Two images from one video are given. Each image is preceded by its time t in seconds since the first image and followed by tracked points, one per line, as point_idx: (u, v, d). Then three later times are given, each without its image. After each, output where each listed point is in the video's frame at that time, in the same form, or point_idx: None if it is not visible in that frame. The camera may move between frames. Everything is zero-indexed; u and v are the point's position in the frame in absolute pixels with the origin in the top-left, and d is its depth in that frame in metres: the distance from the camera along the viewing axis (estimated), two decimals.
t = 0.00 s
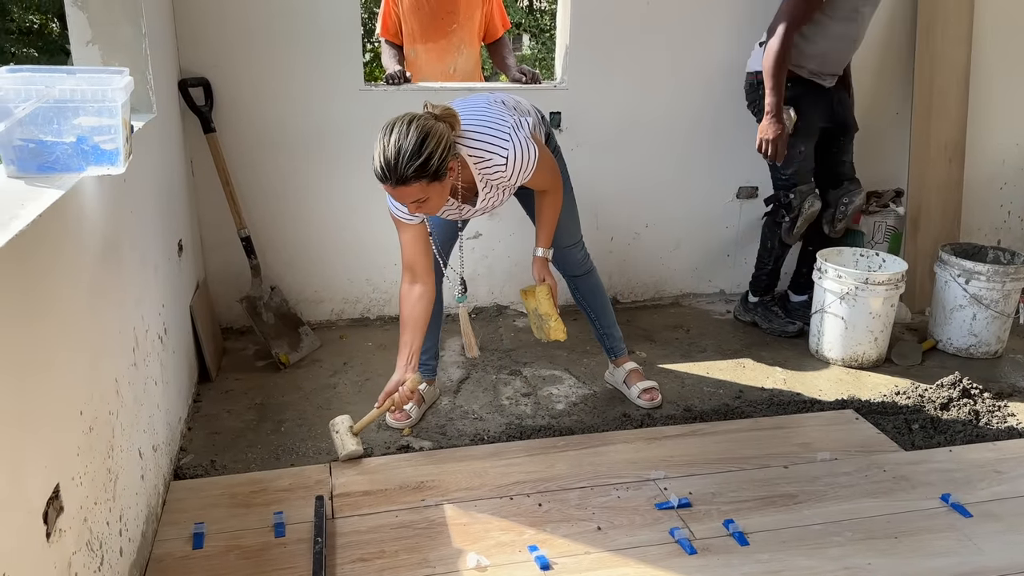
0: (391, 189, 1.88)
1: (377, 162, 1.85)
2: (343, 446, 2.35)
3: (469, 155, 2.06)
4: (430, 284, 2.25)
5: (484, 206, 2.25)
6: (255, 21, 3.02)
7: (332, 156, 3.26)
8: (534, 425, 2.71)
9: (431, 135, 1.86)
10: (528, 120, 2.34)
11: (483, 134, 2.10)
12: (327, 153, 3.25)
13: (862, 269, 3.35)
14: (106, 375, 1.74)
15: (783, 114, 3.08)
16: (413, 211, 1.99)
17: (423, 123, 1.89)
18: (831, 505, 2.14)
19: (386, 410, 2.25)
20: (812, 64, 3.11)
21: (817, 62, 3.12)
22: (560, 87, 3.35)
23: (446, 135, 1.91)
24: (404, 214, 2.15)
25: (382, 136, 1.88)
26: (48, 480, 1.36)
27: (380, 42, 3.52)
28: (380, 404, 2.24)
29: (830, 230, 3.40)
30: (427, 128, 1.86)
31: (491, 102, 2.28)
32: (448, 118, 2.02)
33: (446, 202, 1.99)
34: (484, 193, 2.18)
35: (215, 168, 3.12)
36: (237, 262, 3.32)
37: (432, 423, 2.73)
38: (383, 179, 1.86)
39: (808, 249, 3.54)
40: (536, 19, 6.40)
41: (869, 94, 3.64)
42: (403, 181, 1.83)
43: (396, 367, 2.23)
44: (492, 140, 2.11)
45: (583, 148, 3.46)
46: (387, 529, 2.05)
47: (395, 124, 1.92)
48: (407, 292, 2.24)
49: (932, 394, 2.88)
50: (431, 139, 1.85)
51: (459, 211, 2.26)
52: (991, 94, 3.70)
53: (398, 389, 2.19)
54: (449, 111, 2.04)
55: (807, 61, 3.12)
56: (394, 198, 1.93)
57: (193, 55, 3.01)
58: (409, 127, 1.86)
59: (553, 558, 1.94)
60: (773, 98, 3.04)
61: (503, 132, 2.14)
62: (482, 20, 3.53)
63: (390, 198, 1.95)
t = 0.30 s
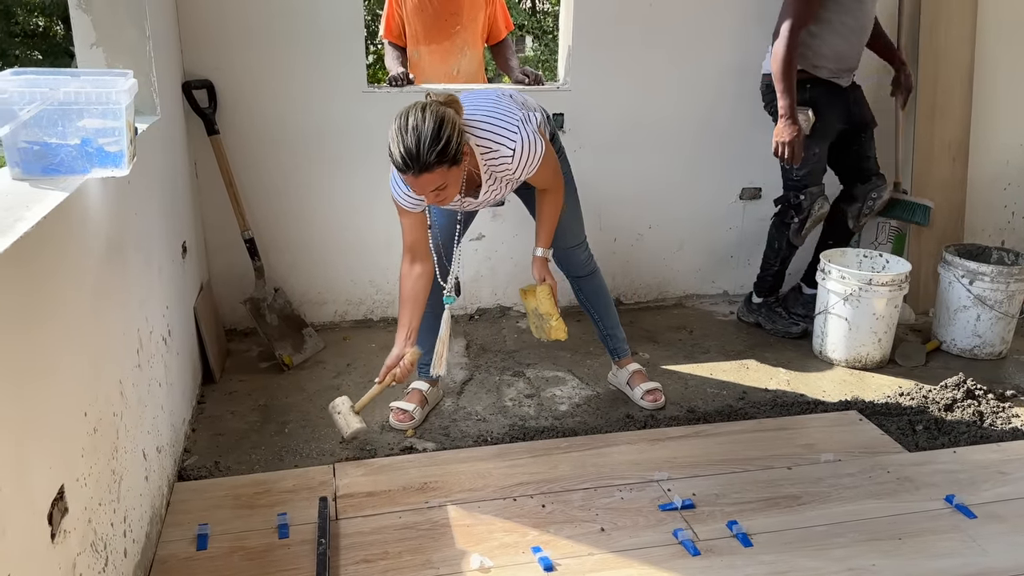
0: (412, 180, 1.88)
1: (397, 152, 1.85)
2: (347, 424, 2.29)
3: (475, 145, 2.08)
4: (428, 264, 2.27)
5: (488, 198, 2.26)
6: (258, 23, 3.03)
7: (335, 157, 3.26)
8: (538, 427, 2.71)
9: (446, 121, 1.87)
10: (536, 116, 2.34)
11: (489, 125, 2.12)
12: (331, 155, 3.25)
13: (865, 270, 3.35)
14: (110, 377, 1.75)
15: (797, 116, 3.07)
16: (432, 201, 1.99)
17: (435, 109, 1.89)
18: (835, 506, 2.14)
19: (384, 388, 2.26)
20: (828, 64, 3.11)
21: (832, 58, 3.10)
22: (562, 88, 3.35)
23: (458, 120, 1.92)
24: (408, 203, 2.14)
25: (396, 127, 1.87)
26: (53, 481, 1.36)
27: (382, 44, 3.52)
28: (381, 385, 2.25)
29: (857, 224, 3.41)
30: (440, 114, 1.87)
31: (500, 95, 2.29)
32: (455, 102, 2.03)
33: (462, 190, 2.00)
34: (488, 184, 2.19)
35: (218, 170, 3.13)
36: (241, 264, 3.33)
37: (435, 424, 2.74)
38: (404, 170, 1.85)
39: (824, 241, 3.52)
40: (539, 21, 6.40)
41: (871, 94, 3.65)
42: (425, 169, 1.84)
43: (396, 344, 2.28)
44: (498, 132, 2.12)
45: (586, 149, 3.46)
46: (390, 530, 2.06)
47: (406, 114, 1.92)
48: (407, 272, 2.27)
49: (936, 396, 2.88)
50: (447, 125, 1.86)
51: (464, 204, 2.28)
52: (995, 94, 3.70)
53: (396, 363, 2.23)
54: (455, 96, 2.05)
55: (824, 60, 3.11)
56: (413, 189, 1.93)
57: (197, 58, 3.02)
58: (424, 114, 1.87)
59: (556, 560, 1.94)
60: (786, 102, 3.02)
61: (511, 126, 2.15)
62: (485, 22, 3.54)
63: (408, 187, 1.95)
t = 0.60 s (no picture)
0: (447, 126, 1.88)
1: (432, 98, 1.85)
2: (363, 402, 2.35)
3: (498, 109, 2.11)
4: (438, 234, 2.30)
5: (505, 170, 2.30)
6: (261, 24, 3.04)
7: (336, 158, 3.26)
8: (541, 428, 2.71)
9: (479, 70, 1.91)
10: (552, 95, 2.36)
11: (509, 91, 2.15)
12: (334, 157, 3.26)
13: (868, 270, 3.34)
14: (113, 379, 1.75)
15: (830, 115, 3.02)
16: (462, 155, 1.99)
17: (466, 60, 1.93)
18: (839, 508, 2.14)
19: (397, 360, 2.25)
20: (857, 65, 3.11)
21: (860, 60, 3.11)
22: (565, 90, 3.36)
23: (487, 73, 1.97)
24: (421, 170, 2.18)
25: (428, 75, 1.88)
26: (56, 483, 1.37)
27: (386, 45, 3.56)
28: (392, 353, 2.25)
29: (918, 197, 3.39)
30: (473, 64, 1.91)
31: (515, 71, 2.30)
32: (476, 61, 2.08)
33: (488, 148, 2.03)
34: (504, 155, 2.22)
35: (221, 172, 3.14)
36: (244, 266, 3.33)
37: (438, 425, 2.74)
38: (440, 116, 1.85)
39: (890, 219, 3.51)
40: (542, 22, 6.40)
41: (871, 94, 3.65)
42: (463, 115, 1.86)
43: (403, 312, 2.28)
44: (519, 99, 2.15)
45: (589, 150, 3.46)
46: (393, 532, 2.06)
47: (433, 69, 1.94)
48: (416, 243, 2.30)
49: (939, 396, 2.87)
50: (480, 73, 1.90)
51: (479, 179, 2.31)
52: (999, 94, 3.69)
53: (403, 329, 2.22)
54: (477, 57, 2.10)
55: (853, 61, 3.10)
56: (445, 139, 1.92)
57: (200, 60, 3.03)
58: (458, 63, 1.90)
59: (559, 561, 1.94)
60: (822, 101, 2.97)
61: (532, 95, 2.17)
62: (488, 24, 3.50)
63: (436, 139, 1.95)
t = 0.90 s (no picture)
0: (497, 86, 1.92)
1: (482, 57, 1.89)
2: (389, 388, 2.40)
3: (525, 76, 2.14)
4: (452, 215, 2.37)
5: (523, 145, 2.34)
6: (263, 26, 3.04)
7: (337, 159, 3.26)
8: (543, 430, 2.71)
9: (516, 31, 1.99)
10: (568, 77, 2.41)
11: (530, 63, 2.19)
12: (337, 160, 3.26)
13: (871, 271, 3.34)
14: (116, 382, 1.75)
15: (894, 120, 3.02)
16: (505, 117, 2.03)
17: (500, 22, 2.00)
18: (841, 509, 2.13)
19: (422, 337, 2.31)
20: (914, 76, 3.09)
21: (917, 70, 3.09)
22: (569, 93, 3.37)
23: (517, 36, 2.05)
24: (440, 147, 2.24)
25: (473, 35, 1.93)
26: (59, 487, 1.37)
27: (387, 47, 3.53)
28: (415, 331, 2.31)
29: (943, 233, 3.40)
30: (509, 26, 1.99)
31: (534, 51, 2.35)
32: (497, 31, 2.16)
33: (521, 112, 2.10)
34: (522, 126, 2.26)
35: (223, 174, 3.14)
36: (246, 269, 3.34)
37: (440, 427, 2.74)
38: (492, 74, 1.89)
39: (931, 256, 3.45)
40: (543, 24, 6.40)
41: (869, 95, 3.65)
42: (513, 70, 1.91)
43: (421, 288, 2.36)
44: (542, 70, 2.19)
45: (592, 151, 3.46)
46: (396, 534, 2.06)
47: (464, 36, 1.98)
48: (432, 221, 2.37)
49: (942, 397, 2.87)
50: (519, 33, 1.98)
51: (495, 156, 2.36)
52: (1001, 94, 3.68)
53: (423, 308, 2.29)
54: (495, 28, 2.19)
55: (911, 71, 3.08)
56: (491, 100, 1.95)
57: (202, 64, 3.03)
58: (497, 23, 1.96)
59: (562, 563, 1.94)
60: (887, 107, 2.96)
61: (552, 66, 2.21)
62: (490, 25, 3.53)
63: (480, 100, 1.98)
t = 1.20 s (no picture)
0: (534, 71, 1.93)
1: (520, 43, 1.89)
2: (417, 382, 2.32)
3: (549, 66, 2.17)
4: (465, 205, 2.33)
5: (539, 140, 2.36)
6: (264, 31, 3.04)
7: (337, 161, 3.26)
8: (544, 432, 2.71)
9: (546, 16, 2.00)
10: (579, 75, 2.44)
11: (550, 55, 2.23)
12: (338, 162, 3.27)
13: (873, 272, 3.34)
14: (118, 387, 1.75)
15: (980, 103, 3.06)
16: (538, 101, 2.04)
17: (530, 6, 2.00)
18: (843, 511, 2.13)
19: (444, 328, 2.28)
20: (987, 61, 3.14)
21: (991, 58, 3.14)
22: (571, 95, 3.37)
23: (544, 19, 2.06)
24: (458, 136, 2.22)
25: (508, 19, 1.92)
26: (61, 490, 1.37)
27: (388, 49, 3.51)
28: (437, 322, 2.29)
29: (983, 229, 3.42)
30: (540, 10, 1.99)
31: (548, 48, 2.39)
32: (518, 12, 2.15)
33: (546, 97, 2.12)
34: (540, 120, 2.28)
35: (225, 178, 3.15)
36: (248, 272, 3.34)
37: (442, 430, 2.74)
38: (531, 60, 1.90)
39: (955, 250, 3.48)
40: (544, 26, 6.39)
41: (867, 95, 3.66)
42: (550, 56, 1.93)
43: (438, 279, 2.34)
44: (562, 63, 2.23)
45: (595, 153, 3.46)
46: (397, 537, 2.06)
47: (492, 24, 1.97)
48: (445, 212, 2.32)
49: (944, 398, 2.86)
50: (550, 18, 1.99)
51: (510, 152, 2.36)
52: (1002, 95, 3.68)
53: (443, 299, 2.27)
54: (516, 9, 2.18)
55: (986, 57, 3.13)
56: (527, 86, 1.96)
57: (203, 67, 3.03)
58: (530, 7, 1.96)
59: (563, 566, 1.94)
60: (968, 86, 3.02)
61: (572, 59, 2.26)
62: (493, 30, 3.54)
63: (513, 85, 1.98)
